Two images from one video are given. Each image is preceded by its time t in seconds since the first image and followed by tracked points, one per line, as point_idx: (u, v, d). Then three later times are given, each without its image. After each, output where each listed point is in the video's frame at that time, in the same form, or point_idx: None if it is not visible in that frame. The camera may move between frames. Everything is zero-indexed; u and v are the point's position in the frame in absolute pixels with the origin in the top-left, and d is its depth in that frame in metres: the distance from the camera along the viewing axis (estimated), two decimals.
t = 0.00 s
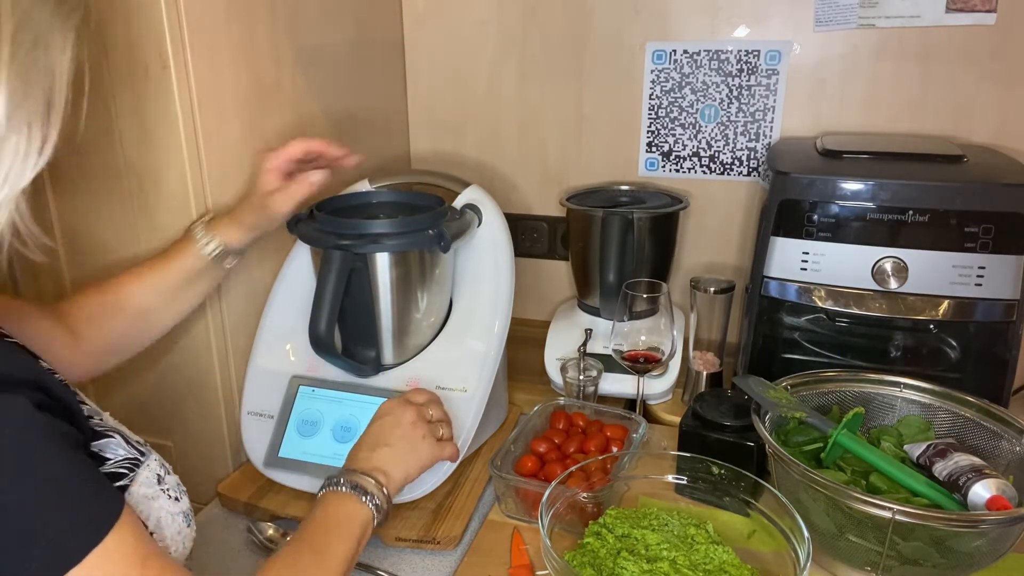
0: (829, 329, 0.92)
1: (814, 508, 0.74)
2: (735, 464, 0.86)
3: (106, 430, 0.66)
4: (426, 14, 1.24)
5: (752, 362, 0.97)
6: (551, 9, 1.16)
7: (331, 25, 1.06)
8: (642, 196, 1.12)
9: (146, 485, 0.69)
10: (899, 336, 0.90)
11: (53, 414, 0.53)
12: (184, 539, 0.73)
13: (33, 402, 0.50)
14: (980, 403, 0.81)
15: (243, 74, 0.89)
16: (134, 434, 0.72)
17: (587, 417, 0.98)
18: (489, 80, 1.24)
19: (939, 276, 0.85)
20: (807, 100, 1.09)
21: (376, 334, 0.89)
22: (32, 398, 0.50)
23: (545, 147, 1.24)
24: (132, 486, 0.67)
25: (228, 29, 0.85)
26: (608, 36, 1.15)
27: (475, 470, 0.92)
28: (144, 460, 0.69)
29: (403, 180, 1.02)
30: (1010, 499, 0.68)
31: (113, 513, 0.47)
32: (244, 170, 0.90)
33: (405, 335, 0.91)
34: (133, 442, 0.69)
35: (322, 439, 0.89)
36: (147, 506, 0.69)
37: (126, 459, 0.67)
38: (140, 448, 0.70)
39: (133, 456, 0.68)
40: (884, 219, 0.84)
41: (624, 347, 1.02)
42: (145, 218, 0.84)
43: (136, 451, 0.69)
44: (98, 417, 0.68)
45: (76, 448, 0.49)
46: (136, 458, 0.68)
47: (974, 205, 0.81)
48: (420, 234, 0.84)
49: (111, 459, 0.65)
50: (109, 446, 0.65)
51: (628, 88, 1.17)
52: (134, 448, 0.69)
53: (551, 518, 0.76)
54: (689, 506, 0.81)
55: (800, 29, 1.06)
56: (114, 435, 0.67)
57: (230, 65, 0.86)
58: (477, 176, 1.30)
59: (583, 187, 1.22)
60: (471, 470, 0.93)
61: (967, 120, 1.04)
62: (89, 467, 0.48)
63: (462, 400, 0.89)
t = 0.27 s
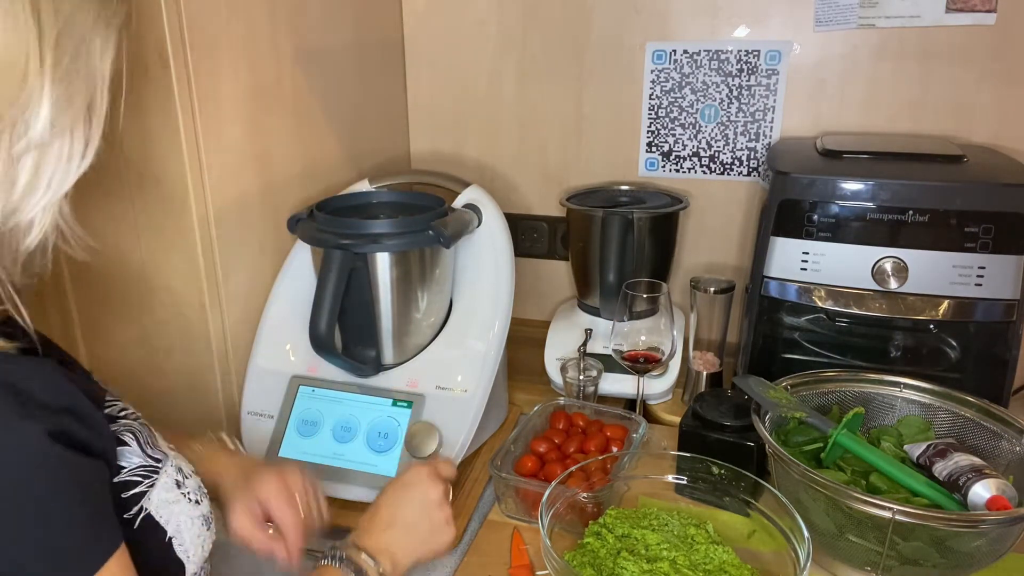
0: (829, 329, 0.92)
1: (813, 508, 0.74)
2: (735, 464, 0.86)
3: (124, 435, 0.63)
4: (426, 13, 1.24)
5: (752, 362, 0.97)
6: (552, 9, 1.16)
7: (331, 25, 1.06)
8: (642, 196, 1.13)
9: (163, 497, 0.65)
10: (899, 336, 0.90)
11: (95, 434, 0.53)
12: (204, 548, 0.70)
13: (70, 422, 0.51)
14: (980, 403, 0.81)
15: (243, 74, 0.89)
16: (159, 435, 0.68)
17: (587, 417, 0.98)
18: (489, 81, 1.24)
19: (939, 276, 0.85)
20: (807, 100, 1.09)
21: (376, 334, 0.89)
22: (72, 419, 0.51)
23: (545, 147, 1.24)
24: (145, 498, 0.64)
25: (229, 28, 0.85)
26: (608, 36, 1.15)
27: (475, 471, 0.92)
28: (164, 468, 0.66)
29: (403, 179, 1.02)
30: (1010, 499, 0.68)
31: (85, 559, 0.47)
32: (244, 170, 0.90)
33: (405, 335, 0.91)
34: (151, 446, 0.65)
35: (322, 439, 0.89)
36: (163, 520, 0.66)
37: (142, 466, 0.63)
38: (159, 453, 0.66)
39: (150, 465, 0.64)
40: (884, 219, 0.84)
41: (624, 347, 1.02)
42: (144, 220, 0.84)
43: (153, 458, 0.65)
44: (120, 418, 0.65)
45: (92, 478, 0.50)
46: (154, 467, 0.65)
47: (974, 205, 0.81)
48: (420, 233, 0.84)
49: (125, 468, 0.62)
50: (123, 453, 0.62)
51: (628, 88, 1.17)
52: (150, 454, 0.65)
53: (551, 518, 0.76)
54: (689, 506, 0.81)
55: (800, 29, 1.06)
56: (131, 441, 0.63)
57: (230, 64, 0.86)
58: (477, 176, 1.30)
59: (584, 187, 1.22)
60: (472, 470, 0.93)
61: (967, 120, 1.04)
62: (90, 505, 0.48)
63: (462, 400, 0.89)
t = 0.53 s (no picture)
0: (830, 329, 0.92)
1: (813, 508, 0.74)
2: (735, 464, 0.86)
3: (136, 444, 0.62)
4: (426, 13, 1.24)
5: (752, 362, 0.97)
6: (551, 8, 1.16)
7: (331, 25, 1.06)
8: (642, 196, 1.13)
9: (146, 520, 0.63)
10: (899, 336, 0.90)
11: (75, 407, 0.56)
12: None
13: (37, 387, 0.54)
14: (980, 403, 0.81)
15: (243, 75, 0.88)
16: (189, 466, 0.69)
17: (587, 417, 0.98)
18: (489, 81, 1.24)
19: (939, 276, 0.84)
20: (807, 100, 1.09)
21: (376, 333, 0.89)
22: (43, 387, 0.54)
23: (545, 147, 1.24)
24: (126, 510, 0.61)
25: (228, 29, 0.85)
26: (608, 35, 1.15)
27: (475, 470, 0.92)
28: (161, 492, 0.64)
29: (403, 179, 1.02)
30: (1010, 499, 0.68)
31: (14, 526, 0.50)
32: (244, 170, 0.90)
33: (405, 335, 0.91)
34: (163, 470, 0.65)
35: (322, 438, 0.89)
36: (133, 539, 0.62)
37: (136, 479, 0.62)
38: (168, 478, 0.65)
39: (145, 482, 0.63)
40: (884, 219, 0.84)
41: (624, 347, 1.02)
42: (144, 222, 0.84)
43: (155, 478, 0.64)
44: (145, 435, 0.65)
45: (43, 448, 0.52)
46: (148, 486, 0.63)
47: (974, 205, 0.81)
48: (419, 234, 0.84)
49: (118, 473, 0.60)
50: (124, 459, 0.61)
51: (628, 88, 1.17)
52: (152, 475, 0.64)
53: (551, 518, 0.76)
54: (689, 506, 0.81)
55: (800, 29, 1.06)
56: (138, 451, 0.62)
57: (230, 65, 0.86)
58: (477, 176, 1.30)
59: (584, 187, 1.22)
60: (472, 470, 0.93)
61: (967, 121, 1.04)
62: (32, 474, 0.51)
63: (463, 400, 0.89)
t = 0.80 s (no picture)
0: (829, 329, 0.92)
1: (813, 508, 0.74)
2: (735, 464, 0.86)
3: (173, 463, 0.61)
4: (426, 13, 1.24)
5: (752, 362, 0.97)
6: (551, 8, 1.16)
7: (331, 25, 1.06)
8: (642, 196, 1.13)
9: (159, 543, 0.61)
10: (899, 336, 0.90)
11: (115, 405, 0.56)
12: None
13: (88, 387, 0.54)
14: (980, 403, 0.81)
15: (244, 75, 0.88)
16: (226, 501, 0.67)
17: (587, 417, 0.98)
18: (489, 81, 1.24)
19: (939, 276, 0.85)
20: (807, 100, 1.09)
21: (375, 334, 0.89)
22: (93, 386, 0.54)
23: (545, 147, 1.24)
24: (142, 525, 0.60)
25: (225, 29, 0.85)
26: (608, 36, 1.15)
27: (475, 470, 0.93)
28: (184, 518, 0.63)
29: (403, 179, 1.02)
30: (1010, 499, 0.68)
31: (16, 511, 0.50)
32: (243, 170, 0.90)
33: (405, 335, 0.91)
34: (194, 497, 0.63)
35: (322, 438, 0.89)
36: (140, 557, 0.61)
37: (159, 497, 0.61)
38: (197, 507, 0.64)
39: (168, 504, 0.61)
40: (884, 219, 0.84)
41: (624, 347, 1.02)
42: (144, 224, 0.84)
43: (182, 502, 0.62)
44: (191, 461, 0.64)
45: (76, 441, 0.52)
46: (171, 508, 0.62)
47: (973, 205, 0.81)
48: (419, 233, 0.84)
49: (147, 487, 0.60)
50: (156, 474, 0.60)
51: (628, 87, 1.17)
52: (180, 498, 0.62)
53: (551, 518, 0.76)
54: (689, 506, 0.81)
55: (800, 29, 1.06)
56: (174, 470, 0.61)
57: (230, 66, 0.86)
58: (477, 176, 1.30)
59: (584, 187, 1.22)
60: (472, 470, 0.93)
61: (967, 121, 1.04)
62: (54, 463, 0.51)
63: (463, 401, 0.89)
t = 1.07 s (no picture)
0: (830, 329, 0.92)
1: (814, 508, 0.74)
2: (735, 464, 0.86)
3: (213, 469, 0.61)
4: (426, 13, 1.24)
5: (752, 362, 0.97)
6: (552, 9, 1.16)
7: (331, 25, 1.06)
8: (642, 196, 1.13)
9: (198, 548, 0.61)
10: (899, 336, 0.90)
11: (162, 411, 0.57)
12: None
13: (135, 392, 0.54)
14: (979, 403, 0.81)
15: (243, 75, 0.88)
16: (264, 507, 0.67)
17: (587, 417, 0.98)
18: (489, 81, 1.24)
19: (939, 276, 0.85)
20: (807, 100, 1.09)
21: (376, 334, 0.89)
22: (138, 389, 0.55)
23: (545, 146, 1.24)
24: (183, 530, 0.60)
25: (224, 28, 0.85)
26: (608, 36, 1.15)
27: (475, 470, 0.93)
28: (224, 524, 0.63)
29: (403, 179, 1.02)
30: (1010, 499, 0.68)
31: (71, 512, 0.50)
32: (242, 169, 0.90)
33: (405, 335, 0.91)
34: (234, 502, 0.63)
35: (322, 438, 0.89)
36: (180, 561, 0.61)
37: (200, 503, 0.60)
38: (238, 512, 0.64)
39: (210, 509, 0.61)
40: (884, 219, 0.84)
41: (624, 347, 1.02)
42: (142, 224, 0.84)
43: (222, 507, 0.62)
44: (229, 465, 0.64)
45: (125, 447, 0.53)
46: (213, 513, 0.61)
47: (973, 205, 0.81)
48: (420, 233, 0.84)
49: (187, 492, 0.59)
50: (197, 479, 0.60)
51: (628, 88, 1.17)
52: (221, 504, 0.62)
53: (551, 518, 0.76)
54: (689, 506, 0.81)
55: (800, 29, 1.06)
56: (214, 474, 0.61)
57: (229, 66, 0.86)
58: (477, 176, 1.30)
59: (584, 186, 1.22)
60: (471, 470, 0.93)
61: (967, 121, 1.04)
62: (104, 469, 0.51)
63: (463, 401, 0.89)
